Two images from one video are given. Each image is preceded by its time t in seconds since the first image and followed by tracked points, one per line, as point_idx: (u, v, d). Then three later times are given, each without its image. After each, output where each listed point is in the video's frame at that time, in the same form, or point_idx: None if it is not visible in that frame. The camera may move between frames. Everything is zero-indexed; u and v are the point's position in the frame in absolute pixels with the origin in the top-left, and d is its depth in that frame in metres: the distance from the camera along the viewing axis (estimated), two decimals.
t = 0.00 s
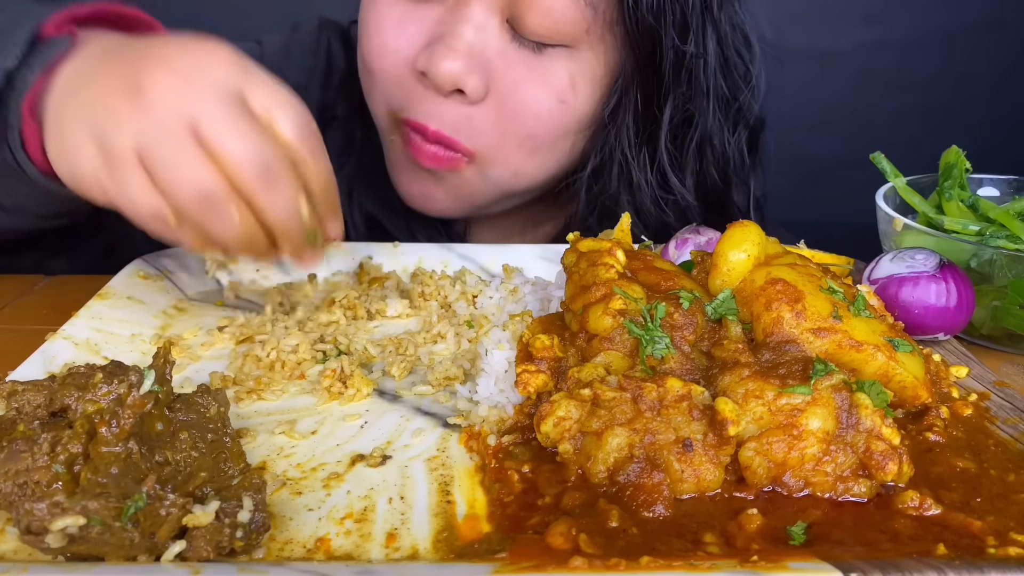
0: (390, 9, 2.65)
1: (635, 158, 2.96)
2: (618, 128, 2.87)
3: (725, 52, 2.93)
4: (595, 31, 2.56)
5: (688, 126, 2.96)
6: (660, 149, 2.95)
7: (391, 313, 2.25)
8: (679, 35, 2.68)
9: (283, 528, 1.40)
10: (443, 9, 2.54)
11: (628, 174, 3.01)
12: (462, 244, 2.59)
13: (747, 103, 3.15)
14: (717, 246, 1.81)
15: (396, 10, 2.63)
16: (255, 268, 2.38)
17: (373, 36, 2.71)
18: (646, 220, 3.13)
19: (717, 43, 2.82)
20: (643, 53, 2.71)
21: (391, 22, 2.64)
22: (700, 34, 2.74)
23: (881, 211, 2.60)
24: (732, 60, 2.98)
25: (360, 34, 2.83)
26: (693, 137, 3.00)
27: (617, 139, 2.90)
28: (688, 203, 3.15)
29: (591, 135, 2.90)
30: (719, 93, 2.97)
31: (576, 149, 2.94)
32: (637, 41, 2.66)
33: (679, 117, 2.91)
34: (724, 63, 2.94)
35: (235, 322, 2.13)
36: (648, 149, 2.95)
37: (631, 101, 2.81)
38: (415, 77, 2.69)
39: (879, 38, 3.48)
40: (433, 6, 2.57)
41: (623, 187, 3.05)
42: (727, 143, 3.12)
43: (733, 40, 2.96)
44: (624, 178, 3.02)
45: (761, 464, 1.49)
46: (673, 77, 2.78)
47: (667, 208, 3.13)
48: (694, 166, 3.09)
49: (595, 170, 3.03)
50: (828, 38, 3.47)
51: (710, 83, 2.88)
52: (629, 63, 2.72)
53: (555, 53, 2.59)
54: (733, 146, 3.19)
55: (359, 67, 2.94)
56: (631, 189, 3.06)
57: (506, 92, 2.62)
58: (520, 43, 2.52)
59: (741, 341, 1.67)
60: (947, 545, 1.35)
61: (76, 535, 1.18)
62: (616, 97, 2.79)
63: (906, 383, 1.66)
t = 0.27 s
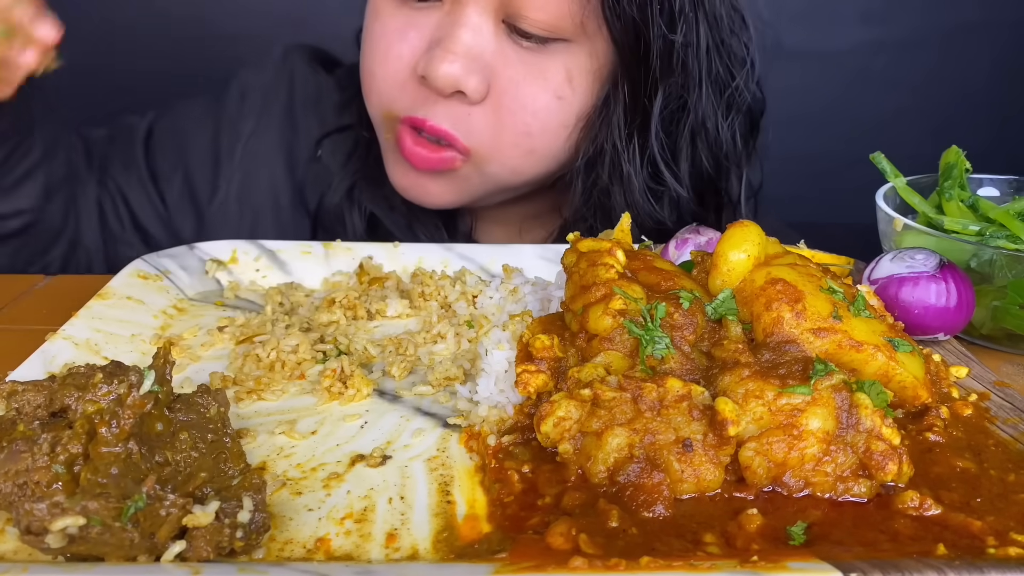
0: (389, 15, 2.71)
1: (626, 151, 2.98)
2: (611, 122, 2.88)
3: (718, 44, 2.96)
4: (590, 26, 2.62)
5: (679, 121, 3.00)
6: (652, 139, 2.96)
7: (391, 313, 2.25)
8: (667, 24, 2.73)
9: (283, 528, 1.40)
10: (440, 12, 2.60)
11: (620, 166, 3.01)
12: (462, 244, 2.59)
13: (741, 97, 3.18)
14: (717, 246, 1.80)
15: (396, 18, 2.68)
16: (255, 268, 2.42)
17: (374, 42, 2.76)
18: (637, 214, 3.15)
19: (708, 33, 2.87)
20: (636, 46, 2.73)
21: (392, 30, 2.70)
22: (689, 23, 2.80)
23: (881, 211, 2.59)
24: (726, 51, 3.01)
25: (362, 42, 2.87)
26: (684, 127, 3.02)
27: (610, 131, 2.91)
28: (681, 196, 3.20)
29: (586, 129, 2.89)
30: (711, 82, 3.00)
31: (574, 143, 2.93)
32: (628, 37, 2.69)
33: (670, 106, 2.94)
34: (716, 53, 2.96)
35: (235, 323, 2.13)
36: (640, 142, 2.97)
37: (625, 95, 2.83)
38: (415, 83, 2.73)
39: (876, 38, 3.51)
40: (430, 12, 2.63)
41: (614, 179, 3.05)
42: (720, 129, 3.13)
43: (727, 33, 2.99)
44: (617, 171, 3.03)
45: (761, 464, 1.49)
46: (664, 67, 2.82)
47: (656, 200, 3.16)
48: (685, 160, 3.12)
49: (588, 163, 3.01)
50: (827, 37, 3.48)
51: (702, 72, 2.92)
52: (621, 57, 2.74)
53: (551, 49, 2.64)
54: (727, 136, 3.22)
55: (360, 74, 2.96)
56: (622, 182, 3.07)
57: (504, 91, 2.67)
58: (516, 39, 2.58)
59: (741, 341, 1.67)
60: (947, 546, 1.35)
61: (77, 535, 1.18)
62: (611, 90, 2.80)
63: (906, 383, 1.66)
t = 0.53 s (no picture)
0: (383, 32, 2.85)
1: (610, 148, 3.00)
2: (592, 120, 2.92)
3: (699, 42, 2.97)
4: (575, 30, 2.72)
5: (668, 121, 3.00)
6: (633, 138, 2.96)
7: (391, 313, 2.25)
8: (644, 24, 2.79)
9: (283, 528, 1.40)
10: (430, 26, 2.74)
11: (602, 163, 3.04)
12: (461, 245, 2.59)
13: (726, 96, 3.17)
14: (717, 246, 1.81)
15: (390, 34, 2.84)
16: (255, 268, 2.42)
17: (372, 58, 2.93)
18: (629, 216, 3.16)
19: (688, 32, 2.90)
20: (614, 45, 2.79)
21: (385, 46, 2.86)
22: (669, 24, 2.85)
23: (881, 211, 2.59)
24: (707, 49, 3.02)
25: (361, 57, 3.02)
26: (669, 125, 3.00)
27: (591, 129, 2.95)
28: (668, 196, 3.16)
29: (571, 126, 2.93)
30: (695, 79, 2.99)
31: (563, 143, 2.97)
32: (605, 39, 2.76)
33: (652, 105, 2.95)
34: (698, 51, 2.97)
35: (235, 323, 2.13)
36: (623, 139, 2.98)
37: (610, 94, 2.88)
38: (414, 96, 2.90)
39: (876, 38, 3.52)
40: (421, 27, 2.77)
41: (597, 176, 3.07)
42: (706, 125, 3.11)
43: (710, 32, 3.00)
44: (599, 169, 3.06)
45: (761, 464, 1.49)
46: (641, 67, 2.85)
47: (644, 198, 3.15)
48: (678, 160, 3.11)
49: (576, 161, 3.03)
50: (824, 38, 3.50)
51: (684, 71, 2.93)
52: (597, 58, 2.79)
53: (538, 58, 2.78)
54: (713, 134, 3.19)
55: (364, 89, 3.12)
56: (607, 180, 3.08)
57: (497, 100, 2.83)
58: (506, 45, 2.72)
59: (741, 341, 1.67)
60: (947, 545, 1.35)
61: (76, 535, 1.18)
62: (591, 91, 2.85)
63: (906, 383, 1.66)
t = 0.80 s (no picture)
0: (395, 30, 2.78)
1: (617, 149, 3.00)
2: (596, 120, 2.91)
3: (701, 41, 2.96)
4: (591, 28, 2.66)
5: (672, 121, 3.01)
6: (635, 137, 2.97)
7: (391, 313, 2.25)
8: (649, 25, 2.77)
9: (283, 528, 1.40)
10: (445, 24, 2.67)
11: (608, 163, 3.03)
12: (461, 245, 2.59)
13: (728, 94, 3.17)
14: (717, 246, 1.81)
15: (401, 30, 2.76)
16: (255, 268, 2.42)
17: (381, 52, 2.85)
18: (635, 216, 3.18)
19: (691, 31, 2.89)
20: (620, 46, 2.75)
21: (399, 43, 2.78)
22: (673, 25, 2.83)
23: (881, 211, 2.59)
24: (708, 48, 3.01)
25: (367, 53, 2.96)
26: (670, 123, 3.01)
27: (599, 128, 2.93)
28: (668, 192, 3.18)
29: (581, 127, 2.92)
30: (694, 78, 2.99)
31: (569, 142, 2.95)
32: (613, 41, 2.73)
33: (654, 104, 2.94)
34: (698, 50, 2.96)
35: (235, 323, 2.13)
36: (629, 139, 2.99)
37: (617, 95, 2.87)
38: (427, 91, 2.83)
39: (876, 38, 3.52)
40: (433, 22, 2.71)
41: (603, 176, 3.07)
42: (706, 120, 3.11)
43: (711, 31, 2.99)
44: (602, 168, 3.05)
45: (761, 464, 1.49)
46: (645, 67, 2.83)
47: (648, 197, 3.17)
48: (681, 158, 3.13)
49: (582, 160, 3.02)
50: (825, 38, 3.49)
51: (689, 71, 2.95)
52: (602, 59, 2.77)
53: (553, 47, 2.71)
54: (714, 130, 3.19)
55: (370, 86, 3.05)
56: (613, 180, 3.08)
57: (514, 91, 2.75)
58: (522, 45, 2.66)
59: (741, 341, 1.67)
60: (947, 545, 1.35)
61: (76, 535, 1.18)
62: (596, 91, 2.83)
63: (906, 383, 1.66)
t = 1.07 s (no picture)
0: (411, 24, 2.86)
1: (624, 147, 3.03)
2: (610, 117, 2.95)
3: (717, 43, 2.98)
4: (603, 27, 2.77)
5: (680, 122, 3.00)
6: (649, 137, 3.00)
7: (391, 313, 2.25)
8: (667, 28, 2.83)
9: (283, 528, 1.40)
10: (461, 20, 2.78)
11: (617, 161, 3.06)
12: (462, 245, 2.58)
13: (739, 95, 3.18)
14: (717, 246, 1.81)
15: (417, 24, 2.85)
16: (255, 268, 2.42)
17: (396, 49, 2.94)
18: (645, 219, 3.14)
19: (705, 35, 2.91)
20: (636, 46, 2.82)
21: (414, 37, 2.87)
22: (689, 26, 2.87)
23: (881, 211, 2.59)
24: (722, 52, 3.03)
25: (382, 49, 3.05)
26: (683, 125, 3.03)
27: (609, 126, 2.97)
28: (679, 193, 3.14)
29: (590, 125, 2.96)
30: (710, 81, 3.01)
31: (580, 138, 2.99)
32: (632, 38, 2.82)
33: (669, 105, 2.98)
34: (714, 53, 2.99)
35: (235, 323, 2.13)
36: (637, 138, 3.02)
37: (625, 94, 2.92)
38: (441, 87, 2.92)
39: (876, 38, 3.52)
40: (450, 17, 2.80)
41: (611, 175, 3.09)
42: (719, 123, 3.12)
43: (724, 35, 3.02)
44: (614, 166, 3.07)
45: (761, 464, 1.49)
46: (661, 67, 2.89)
47: (657, 198, 3.14)
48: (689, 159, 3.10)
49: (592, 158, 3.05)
50: (826, 37, 3.50)
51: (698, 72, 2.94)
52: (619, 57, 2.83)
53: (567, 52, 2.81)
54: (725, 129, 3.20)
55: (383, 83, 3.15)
56: (621, 179, 3.10)
57: (525, 94, 2.87)
58: (535, 40, 2.77)
59: (740, 341, 1.67)
60: (947, 545, 1.35)
61: (76, 535, 1.18)
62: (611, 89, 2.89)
63: (906, 383, 1.66)
